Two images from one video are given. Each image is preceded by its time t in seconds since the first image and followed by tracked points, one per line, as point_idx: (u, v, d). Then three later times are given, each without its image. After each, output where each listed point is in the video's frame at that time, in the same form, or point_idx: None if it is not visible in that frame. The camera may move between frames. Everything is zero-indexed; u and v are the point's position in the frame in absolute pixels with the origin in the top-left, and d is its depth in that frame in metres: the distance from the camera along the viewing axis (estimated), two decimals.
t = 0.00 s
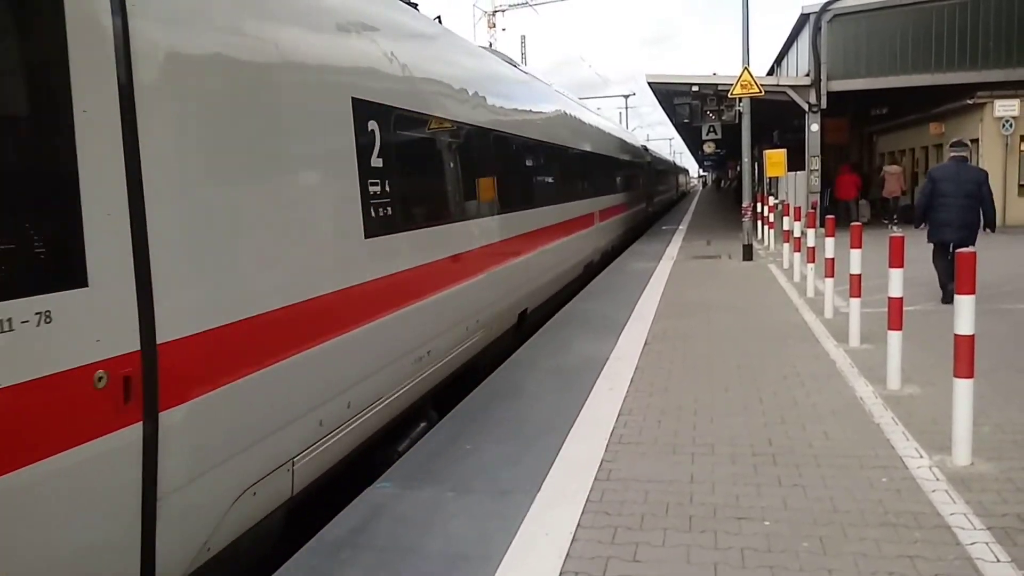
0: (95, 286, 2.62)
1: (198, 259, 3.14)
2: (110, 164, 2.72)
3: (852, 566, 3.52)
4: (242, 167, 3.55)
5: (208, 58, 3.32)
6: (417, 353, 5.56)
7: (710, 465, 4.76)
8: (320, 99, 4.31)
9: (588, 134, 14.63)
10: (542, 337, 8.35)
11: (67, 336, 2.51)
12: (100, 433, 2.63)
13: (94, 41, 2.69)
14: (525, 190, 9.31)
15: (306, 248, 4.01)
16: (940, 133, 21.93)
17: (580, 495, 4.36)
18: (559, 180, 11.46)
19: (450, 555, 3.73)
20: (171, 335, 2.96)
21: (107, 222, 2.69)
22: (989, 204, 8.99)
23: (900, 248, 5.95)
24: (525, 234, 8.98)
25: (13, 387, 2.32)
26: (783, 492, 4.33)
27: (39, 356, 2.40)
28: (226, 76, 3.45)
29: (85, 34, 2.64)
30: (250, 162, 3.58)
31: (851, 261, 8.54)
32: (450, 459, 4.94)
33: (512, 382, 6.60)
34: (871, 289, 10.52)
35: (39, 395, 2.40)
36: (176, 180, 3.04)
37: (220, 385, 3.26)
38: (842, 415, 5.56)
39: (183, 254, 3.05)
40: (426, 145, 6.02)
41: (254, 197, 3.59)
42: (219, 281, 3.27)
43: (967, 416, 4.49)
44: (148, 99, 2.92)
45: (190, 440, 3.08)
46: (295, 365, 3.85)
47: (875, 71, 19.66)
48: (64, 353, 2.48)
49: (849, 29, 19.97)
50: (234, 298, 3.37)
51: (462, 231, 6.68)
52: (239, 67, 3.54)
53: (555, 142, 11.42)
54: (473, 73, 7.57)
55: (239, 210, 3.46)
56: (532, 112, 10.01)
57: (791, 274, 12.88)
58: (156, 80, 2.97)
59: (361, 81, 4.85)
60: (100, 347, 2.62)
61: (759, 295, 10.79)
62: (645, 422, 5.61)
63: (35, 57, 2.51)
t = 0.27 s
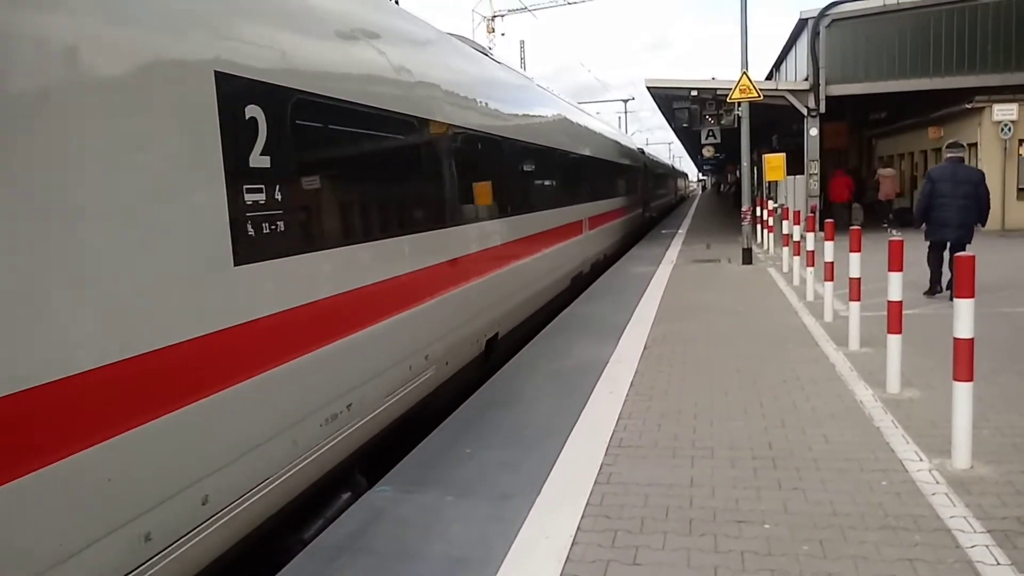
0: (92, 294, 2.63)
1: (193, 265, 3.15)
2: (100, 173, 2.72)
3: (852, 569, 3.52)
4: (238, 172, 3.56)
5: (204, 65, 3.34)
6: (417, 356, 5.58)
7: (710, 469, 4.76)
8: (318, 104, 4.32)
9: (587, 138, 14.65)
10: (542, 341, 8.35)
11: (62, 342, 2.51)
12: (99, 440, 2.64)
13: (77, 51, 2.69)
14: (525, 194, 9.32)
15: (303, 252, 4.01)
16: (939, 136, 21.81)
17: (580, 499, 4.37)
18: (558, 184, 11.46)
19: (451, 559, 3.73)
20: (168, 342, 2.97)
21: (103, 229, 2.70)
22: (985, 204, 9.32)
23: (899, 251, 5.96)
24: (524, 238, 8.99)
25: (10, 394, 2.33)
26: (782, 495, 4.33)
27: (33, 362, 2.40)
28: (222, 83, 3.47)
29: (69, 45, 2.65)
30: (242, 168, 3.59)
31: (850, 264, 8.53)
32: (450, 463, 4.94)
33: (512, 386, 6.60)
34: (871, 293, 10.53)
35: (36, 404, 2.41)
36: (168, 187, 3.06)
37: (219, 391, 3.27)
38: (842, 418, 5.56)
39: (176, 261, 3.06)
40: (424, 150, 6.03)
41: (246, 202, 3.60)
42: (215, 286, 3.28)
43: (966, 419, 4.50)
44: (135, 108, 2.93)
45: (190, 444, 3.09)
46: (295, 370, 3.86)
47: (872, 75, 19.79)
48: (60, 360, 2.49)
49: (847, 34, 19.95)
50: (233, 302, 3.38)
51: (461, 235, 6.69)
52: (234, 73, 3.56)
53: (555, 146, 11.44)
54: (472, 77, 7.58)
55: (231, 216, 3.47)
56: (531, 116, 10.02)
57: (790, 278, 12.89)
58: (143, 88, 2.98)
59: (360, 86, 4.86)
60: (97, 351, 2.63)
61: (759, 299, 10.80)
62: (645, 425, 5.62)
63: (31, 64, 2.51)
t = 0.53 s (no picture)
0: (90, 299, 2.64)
1: (191, 268, 3.17)
2: (92, 180, 2.74)
3: (854, 570, 3.52)
4: (236, 174, 3.56)
5: (203, 69, 3.35)
6: (419, 357, 5.58)
7: (712, 469, 4.75)
8: (319, 105, 4.33)
9: (589, 139, 14.65)
10: (543, 342, 8.35)
11: (64, 346, 2.52)
12: (101, 442, 2.64)
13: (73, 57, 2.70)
14: (526, 194, 9.32)
15: (303, 254, 4.02)
16: (941, 135, 21.77)
17: (582, 499, 4.36)
18: (559, 184, 11.46)
19: (453, 561, 3.73)
20: (170, 345, 2.97)
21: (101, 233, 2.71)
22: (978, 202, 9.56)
23: (901, 251, 5.95)
24: (525, 238, 8.99)
25: (15, 397, 2.33)
26: (785, 495, 4.33)
27: (35, 366, 2.41)
28: (222, 86, 3.48)
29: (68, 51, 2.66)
30: (241, 170, 3.60)
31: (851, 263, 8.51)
32: (452, 464, 4.94)
33: (513, 387, 6.60)
34: (872, 292, 10.52)
35: (39, 406, 2.41)
36: (161, 193, 3.08)
37: (220, 393, 3.28)
38: (844, 419, 5.56)
39: (171, 265, 3.06)
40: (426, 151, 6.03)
41: (245, 205, 3.61)
42: (215, 288, 3.28)
43: (969, 418, 4.49)
44: (127, 113, 2.94)
45: (191, 446, 3.10)
46: (296, 371, 3.86)
47: (873, 75, 19.72)
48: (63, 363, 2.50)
49: (849, 33, 19.94)
50: (234, 304, 3.39)
51: (462, 237, 6.69)
52: (234, 76, 3.56)
53: (556, 147, 11.43)
54: (473, 78, 7.57)
55: (229, 218, 3.47)
56: (532, 117, 10.01)
57: (791, 278, 12.89)
58: (137, 93, 2.99)
59: (360, 87, 4.87)
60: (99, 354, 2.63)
61: (761, 299, 10.79)
62: (647, 426, 5.61)
63: (30, 73, 2.52)
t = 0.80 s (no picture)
0: (90, 297, 2.64)
1: (193, 265, 3.16)
2: (88, 179, 2.75)
3: (856, 568, 3.51)
4: (237, 171, 3.56)
5: (205, 66, 3.34)
6: (420, 354, 5.58)
7: (714, 467, 4.75)
8: (321, 102, 4.32)
9: (592, 136, 14.62)
10: (545, 339, 8.34)
11: (66, 343, 2.52)
12: (103, 439, 2.64)
13: (73, 55, 2.71)
14: (528, 192, 9.31)
15: (305, 251, 4.02)
16: (945, 132, 21.92)
17: (584, 497, 4.36)
18: (562, 181, 11.44)
19: (454, 558, 3.72)
20: (172, 341, 2.97)
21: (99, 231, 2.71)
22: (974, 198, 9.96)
23: (903, 249, 5.94)
24: (527, 235, 8.98)
25: (18, 393, 2.33)
26: (787, 493, 4.32)
27: (38, 363, 2.40)
28: (223, 83, 3.47)
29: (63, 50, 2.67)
30: (242, 166, 3.60)
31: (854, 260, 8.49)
32: (454, 461, 4.94)
33: (515, 385, 6.60)
34: (875, 290, 10.50)
35: (42, 402, 2.41)
36: (162, 190, 3.08)
37: (222, 390, 3.27)
38: (846, 416, 5.55)
39: (173, 261, 3.06)
40: (428, 147, 6.02)
41: (244, 199, 3.59)
42: (217, 285, 3.28)
43: (972, 416, 4.48)
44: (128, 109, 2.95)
45: (193, 443, 3.09)
46: (297, 368, 3.86)
47: (878, 72, 19.67)
48: (65, 360, 2.49)
49: (852, 30, 19.80)
50: (236, 300, 3.38)
51: (464, 234, 6.68)
52: (236, 72, 3.56)
53: (558, 144, 11.42)
54: (476, 75, 7.56)
55: (230, 215, 3.47)
56: (534, 114, 10.00)
57: (794, 275, 12.87)
58: (137, 90, 2.99)
59: (362, 83, 4.86)
60: (101, 350, 2.63)
61: (764, 296, 10.77)
62: (649, 423, 5.61)
63: (23, 74, 2.53)
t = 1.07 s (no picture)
0: (88, 294, 2.64)
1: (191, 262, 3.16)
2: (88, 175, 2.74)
3: (855, 565, 3.51)
4: (236, 167, 3.55)
5: (203, 62, 3.34)
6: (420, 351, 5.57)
7: (714, 465, 4.74)
8: (320, 99, 4.32)
9: (592, 132, 14.61)
10: (545, 336, 8.34)
11: (64, 339, 2.51)
12: (101, 437, 2.64)
13: (71, 51, 2.70)
14: (529, 189, 9.30)
15: (304, 248, 4.02)
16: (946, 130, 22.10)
17: (584, 494, 4.36)
18: (562, 179, 11.43)
19: (454, 555, 3.72)
20: (170, 338, 2.97)
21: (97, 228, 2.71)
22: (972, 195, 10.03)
23: (904, 247, 5.93)
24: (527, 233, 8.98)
25: (16, 390, 2.33)
26: (787, 491, 4.32)
27: (36, 359, 2.40)
28: (221, 79, 3.47)
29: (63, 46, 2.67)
30: (241, 163, 3.59)
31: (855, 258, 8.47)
32: (453, 458, 4.94)
33: (515, 382, 6.59)
34: (876, 287, 10.49)
35: (40, 399, 2.40)
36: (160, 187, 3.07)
37: (220, 387, 3.27)
38: (846, 414, 5.54)
39: (171, 257, 3.06)
40: (428, 144, 6.02)
41: (243, 196, 3.59)
42: (216, 282, 3.27)
43: (972, 413, 4.48)
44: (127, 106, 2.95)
45: (191, 440, 3.09)
46: (296, 365, 3.86)
47: (878, 70, 19.63)
48: (63, 357, 2.49)
49: (852, 27, 19.88)
50: (235, 297, 3.38)
51: (465, 231, 6.67)
52: (234, 69, 3.55)
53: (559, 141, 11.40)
54: (476, 72, 7.55)
55: (229, 212, 3.47)
56: (535, 111, 9.98)
57: (795, 273, 12.86)
58: (135, 86, 2.98)
59: (362, 80, 4.85)
60: (100, 347, 2.63)
61: (765, 294, 10.77)
62: (648, 421, 5.60)
63: (24, 70, 2.52)
